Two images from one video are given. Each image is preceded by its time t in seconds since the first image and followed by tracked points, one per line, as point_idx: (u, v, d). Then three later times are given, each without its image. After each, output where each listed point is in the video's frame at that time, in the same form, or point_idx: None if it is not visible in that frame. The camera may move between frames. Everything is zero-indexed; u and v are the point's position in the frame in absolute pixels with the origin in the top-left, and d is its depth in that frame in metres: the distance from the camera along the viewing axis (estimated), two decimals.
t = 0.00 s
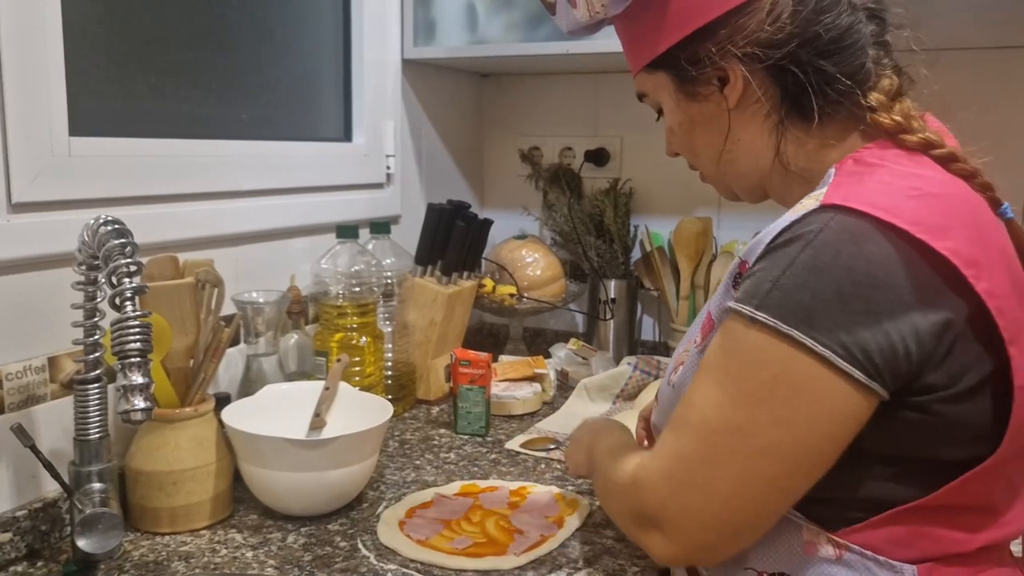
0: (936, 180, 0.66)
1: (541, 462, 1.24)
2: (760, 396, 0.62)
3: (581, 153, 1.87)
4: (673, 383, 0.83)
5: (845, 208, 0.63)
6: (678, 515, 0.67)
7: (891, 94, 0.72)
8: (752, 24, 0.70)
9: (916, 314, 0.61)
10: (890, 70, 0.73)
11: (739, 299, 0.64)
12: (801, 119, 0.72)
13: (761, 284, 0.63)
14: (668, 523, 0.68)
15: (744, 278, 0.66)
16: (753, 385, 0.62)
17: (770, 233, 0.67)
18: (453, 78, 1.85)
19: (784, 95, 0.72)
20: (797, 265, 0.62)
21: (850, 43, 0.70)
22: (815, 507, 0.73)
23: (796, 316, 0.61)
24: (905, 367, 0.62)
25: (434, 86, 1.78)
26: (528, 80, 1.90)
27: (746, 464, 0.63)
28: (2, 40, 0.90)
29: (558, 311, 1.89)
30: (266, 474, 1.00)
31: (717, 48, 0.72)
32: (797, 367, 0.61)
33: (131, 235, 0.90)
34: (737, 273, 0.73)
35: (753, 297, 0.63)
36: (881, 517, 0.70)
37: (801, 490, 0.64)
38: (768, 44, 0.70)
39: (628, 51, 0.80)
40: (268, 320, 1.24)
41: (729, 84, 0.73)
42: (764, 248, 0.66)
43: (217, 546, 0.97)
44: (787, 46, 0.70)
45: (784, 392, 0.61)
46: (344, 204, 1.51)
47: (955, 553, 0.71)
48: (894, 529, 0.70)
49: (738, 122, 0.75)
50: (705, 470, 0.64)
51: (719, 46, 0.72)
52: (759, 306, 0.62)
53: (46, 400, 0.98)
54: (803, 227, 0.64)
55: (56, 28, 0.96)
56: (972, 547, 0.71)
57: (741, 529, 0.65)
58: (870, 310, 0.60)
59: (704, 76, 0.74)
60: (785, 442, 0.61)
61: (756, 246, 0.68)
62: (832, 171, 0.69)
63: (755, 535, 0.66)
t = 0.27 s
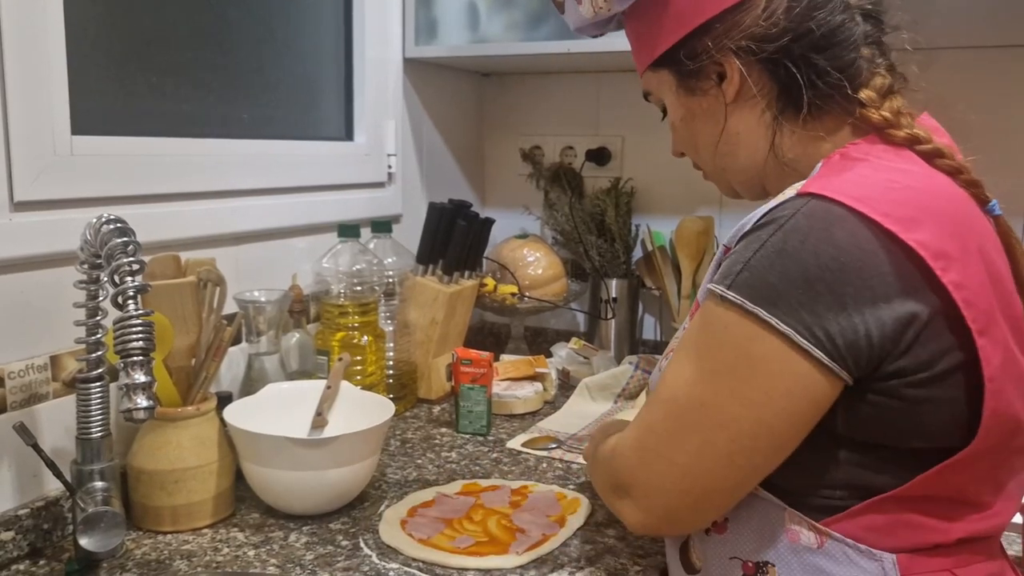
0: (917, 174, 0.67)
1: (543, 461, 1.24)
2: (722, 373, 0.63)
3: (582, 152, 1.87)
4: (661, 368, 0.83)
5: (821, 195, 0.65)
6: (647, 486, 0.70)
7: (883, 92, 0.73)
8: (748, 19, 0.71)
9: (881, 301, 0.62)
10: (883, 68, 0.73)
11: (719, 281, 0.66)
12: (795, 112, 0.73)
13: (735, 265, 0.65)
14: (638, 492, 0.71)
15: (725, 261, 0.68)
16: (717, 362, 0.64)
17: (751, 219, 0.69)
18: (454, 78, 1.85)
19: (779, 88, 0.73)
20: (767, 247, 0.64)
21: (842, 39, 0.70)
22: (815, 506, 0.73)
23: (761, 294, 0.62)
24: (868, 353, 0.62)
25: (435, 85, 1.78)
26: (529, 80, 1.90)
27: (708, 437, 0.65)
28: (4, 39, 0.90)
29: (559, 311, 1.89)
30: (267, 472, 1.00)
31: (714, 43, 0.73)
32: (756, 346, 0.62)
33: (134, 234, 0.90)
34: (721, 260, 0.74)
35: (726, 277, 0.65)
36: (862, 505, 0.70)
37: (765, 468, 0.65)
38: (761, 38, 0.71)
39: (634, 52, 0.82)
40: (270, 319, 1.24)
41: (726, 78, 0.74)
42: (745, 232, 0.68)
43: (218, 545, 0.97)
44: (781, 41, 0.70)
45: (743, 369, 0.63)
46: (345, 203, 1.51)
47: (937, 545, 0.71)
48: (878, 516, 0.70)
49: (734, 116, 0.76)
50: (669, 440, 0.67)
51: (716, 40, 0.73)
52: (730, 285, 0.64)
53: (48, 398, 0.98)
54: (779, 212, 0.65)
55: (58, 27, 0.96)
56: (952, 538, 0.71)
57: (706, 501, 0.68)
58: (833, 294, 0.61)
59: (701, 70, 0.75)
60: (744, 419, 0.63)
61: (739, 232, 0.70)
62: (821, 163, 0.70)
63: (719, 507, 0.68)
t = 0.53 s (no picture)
0: (900, 170, 0.67)
1: (544, 462, 1.24)
2: (720, 369, 0.62)
3: (583, 152, 1.87)
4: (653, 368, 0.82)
5: (805, 191, 0.64)
6: (649, 498, 0.67)
7: (864, 93, 0.72)
8: (726, 26, 0.70)
9: (869, 292, 0.61)
10: (864, 70, 0.73)
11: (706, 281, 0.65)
12: (776, 116, 0.72)
13: (725, 264, 0.64)
14: (639, 506, 0.68)
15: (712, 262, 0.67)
16: (714, 359, 0.62)
17: (740, 217, 0.68)
18: (455, 78, 1.85)
19: (760, 93, 0.72)
20: (757, 242, 0.63)
21: (820, 43, 0.69)
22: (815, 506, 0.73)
23: (753, 288, 0.61)
24: (859, 346, 0.62)
25: (436, 85, 1.78)
26: (530, 80, 1.90)
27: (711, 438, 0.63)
28: (6, 40, 0.90)
29: (560, 311, 1.89)
30: (268, 472, 1.00)
31: (694, 50, 0.72)
32: (754, 339, 0.61)
33: (135, 234, 0.91)
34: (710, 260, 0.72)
35: (716, 275, 0.64)
36: (851, 501, 0.70)
37: (768, 465, 0.63)
38: (738, 44, 0.70)
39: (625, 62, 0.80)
40: (272, 319, 1.24)
41: (707, 84, 0.73)
42: (732, 230, 0.67)
43: (220, 545, 0.97)
44: (760, 46, 0.69)
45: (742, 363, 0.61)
46: (347, 203, 1.51)
47: (922, 542, 0.71)
48: (871, 512, 0.70)
49: (716, 122, 0.75)
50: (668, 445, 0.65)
51: (696, 47, 0.72)
52: (722, 283, 0.63)
53: (50, 398, 0.98)
54: (768, 208, 0.64)
55: (60, 28, 0.96)
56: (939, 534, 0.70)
57: (712, 508, 0.65)
58: (825, 286, 0.61)
59: (682, 77, 0.74)
60: (745, 415, 0.61)
61: (727, 231, 0.69)
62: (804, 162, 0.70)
63: (724, 513, 0.65)
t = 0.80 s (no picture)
0: (890, 167, 0.66)
1: (544, 462, 1.24)
2: (724, 367, 0.60)
3: (583, 152, 1.86)
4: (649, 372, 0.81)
5: (798, 188, 0.63)
6: (660, 511, 0.64)
7: (850, 94, 0.72)
8: (710, 34, 0.70)
9: (865, 286, 0.60)
10: (850, 72, 0.73)
11: (701, 285, 0.64)
12: (764, 119, 0.72)
13: (721, 265, 0.63)
14: (650, 522, 0.65)
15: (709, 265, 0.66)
16: (717, 357, 0.61)
17: (735, 219, 0.66)
18: (456, 78, 1.85)
19: (747, 98, 0.71)
20: (755, 242, 0.62)
21: (803, 47, 0.69)
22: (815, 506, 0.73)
23: (754, 286, 0.60)
24: (858, 340, 0.61)
25: (436, 85, 1.78)
26: (531, 80, 1.90)
27: (720, 441, 0.60)
28: (6, 40, 0.90)
29: (561, 311, 1.89)
30: (268, 471, 1.00)
31: (679, 58, 0.72)
32: (757, 334, 0.59)
33: (135, 234, 0.90)
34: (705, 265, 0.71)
35: (714, 276, 0.63)
36: (848, 501, 0.70)
37: (779, 465, 0.61)
38: (722, 51, 0.70)
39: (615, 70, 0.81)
40: (273, 319, 1.24)
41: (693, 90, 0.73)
42: (728, 232, 0.66)
43: (220, 544, 0.97)
44: (744, 52, 0.69)
45: (748, 359, 0.59)
46: (348, 203, 1.51)
47: (920, 542, 0.70)
48: (869, 513, 0.70)
49: (703, 128, 0.75)
50: (677, 454, 0.62)
51: (682, 56, 0.72)
52: (720, 284, 0.62)
53: (50, 397, 0.98)
54: (763, 208, 0.64)
55: (60, 28, 0.96)
56: (939, 535, 0.70)
57: (727, 517, 0.62)
58: (824, 280, 0.60)
59: (670, 85, 0.74)
60: (753, 412, 0.59)
61: (721, 234, 0.68)
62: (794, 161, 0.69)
63: (739, 522, 0.63)
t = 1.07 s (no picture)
0: (905, 166, 0.66)
1: (545, 462, 1.24)
2: (745, 368, 0.60)
3: (584, 152, 1.86)
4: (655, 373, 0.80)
5: (815, 187, 0.63)
6: (678, 515, 0.63)
7: (855, 98, 0.72)
8: (709, 40, 0.70)
9: (886, 287, 0.60)
10: (852, 78, 0.73)
11: (717, 286, 0.64)
12: (767, 123, 0.71)
13: (739, 266, 0.63)
14: (667, 526, 0.65)
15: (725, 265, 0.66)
16: (738, 359, 0.60)
17: (752, 219, 0.66)
18: (457, 77, 1.84)
19: (749, 102, 0.71)
20: (774, 242, 0.61)
21: (802, 54, 0.69)
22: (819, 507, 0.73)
23: (774, 287, 0.60)
24: (878, 341, 0.61)
25: (437, 84, 1.77)
26: (532, 79, 1.90)
27: (741, 444, 0.60)
28: (6, 39, 0.90)
29: (562, 311, 1.88)
30: (269, 472, 1.00)
31: (678, 64, 0.72)
32: (779, 335, 0.59)
33: (135, 234, 0.90)
34: (717, 265, 0.71)
35: (732, 277, 0.62)
36: (856, 503, 0.70)
37: (799, 468, 0.61)
38: (721, 57, 0.70)
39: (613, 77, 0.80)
40: (273, 319, 1.23)
41: (693, 96, 0.73)
42: (743, 233, 0.66)
43: (220, 545, 0.97)
44: (743, 58, 0.69)
45: (769, 362, 0.59)
46: (348, 203, 1.51)
47: (927, 543, 0.70)
48: (873, 514, 0.69)
49: (702, 134, 0.75)
50: (695, 458, 0.62)
51: (681, 61, 0.72)
52: (739, 284, 0.61)
53: (50, 397, 0.97)
54: (782, 208, 0.63)
55: (60, 27, 0.96)
56: (946, 536, 0.70)
57: (746, 522, 0.62)
58: (846, 281, 0.59)
59: (669, 90, 0.74)
60: (774, 415, 0.59)
61: (737, 234, 0.67)
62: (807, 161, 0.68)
63: (759, 526, 0.62)
